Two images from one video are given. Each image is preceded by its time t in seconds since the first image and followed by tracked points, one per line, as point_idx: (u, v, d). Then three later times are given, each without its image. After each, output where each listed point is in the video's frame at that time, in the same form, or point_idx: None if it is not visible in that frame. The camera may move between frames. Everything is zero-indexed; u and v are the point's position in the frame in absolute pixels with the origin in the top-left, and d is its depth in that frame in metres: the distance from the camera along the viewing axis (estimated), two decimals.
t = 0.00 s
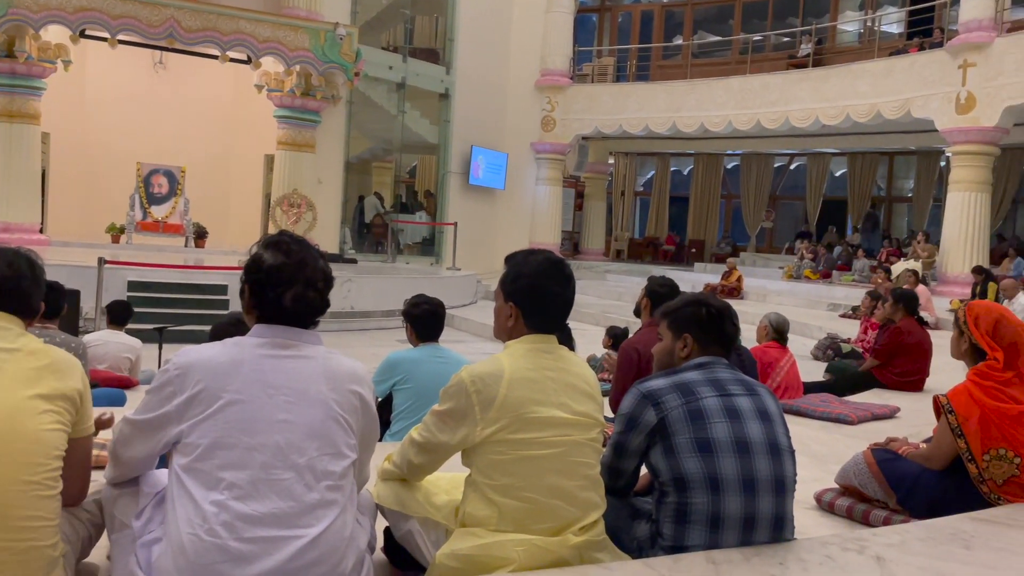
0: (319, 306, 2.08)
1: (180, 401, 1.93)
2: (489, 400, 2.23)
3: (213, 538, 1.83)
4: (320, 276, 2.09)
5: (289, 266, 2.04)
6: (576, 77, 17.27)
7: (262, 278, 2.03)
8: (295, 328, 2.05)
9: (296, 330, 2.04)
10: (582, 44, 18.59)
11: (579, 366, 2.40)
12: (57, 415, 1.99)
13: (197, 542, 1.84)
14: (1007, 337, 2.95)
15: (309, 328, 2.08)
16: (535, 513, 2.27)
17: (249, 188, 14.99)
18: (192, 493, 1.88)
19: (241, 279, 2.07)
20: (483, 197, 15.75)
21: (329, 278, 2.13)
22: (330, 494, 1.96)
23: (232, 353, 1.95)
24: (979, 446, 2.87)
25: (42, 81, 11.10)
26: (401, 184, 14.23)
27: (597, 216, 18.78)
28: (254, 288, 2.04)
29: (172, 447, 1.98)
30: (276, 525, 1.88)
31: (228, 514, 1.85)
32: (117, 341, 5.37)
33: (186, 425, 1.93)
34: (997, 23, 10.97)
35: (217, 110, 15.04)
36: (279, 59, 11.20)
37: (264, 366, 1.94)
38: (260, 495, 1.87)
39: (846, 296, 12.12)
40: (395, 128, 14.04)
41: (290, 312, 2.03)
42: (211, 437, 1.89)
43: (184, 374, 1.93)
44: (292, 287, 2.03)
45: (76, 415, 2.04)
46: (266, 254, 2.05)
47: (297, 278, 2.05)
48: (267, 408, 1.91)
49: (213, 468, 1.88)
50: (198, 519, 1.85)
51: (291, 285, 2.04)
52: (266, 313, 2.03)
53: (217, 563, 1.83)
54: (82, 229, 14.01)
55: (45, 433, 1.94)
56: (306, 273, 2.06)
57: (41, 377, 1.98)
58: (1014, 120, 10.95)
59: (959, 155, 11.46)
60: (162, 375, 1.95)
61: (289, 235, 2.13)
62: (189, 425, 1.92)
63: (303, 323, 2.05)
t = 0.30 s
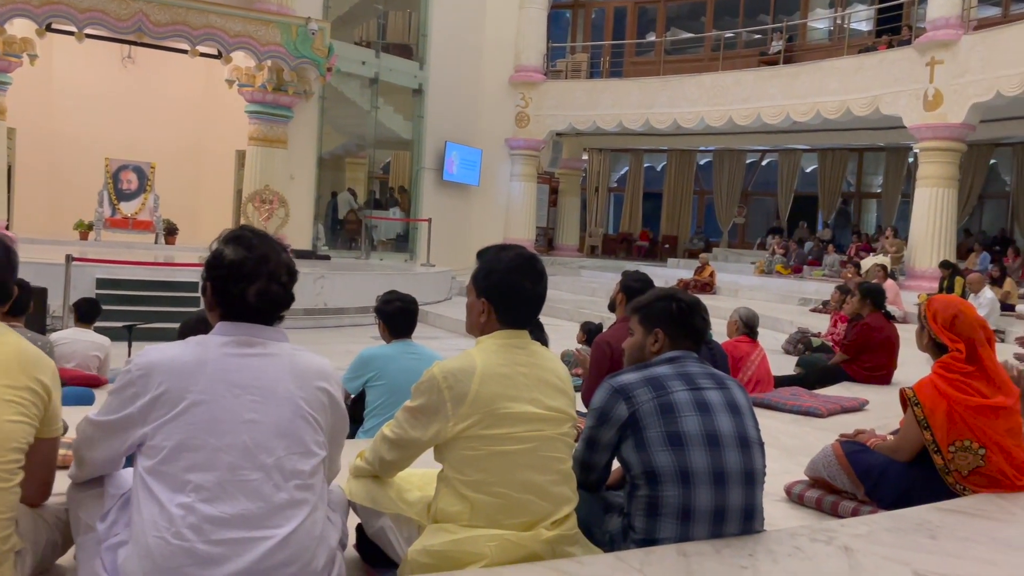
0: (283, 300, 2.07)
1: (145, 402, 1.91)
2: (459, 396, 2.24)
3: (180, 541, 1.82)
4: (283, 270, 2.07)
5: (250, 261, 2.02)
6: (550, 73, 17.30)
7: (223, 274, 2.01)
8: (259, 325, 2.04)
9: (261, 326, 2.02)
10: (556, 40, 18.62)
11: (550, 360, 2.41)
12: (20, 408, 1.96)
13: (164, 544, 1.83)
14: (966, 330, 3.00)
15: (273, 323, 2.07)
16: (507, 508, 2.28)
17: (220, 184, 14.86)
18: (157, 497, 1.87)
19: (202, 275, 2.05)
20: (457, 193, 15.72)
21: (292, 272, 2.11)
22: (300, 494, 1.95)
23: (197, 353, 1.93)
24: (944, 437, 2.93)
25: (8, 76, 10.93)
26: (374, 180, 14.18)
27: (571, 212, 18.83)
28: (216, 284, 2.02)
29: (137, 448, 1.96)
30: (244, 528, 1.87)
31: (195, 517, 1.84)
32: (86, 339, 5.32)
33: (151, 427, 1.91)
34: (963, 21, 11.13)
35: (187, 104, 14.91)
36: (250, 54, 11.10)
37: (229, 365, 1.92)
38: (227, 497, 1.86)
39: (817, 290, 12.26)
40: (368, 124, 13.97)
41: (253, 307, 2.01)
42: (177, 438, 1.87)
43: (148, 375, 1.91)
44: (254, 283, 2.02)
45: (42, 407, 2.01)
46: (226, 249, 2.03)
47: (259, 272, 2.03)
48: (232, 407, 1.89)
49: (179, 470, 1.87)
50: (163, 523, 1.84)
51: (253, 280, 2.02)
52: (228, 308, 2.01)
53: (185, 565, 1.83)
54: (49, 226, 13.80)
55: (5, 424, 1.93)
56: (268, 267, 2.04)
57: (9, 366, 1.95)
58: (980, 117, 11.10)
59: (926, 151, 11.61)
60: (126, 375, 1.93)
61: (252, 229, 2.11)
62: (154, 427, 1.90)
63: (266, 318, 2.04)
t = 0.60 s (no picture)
0: (242, 294, 2.05)
1: (105, 403, 1.88)
2: (431, 392, 2.23)
3: (144, 542, 1.80)
4: (240, 263, 2.05)
5: (206, 255, 2.00)
6: (523, 69, 17.29)
7: (179, 270, 1.99)
8: (219, 321, 2.02)
9: (221, 322, 2.00)
10: (529, 37, 18.61)
11: (521, 356, 2.40)
12: None
13: (128, 546, 1.81)
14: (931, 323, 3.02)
15: (233, 319, 2.05)
16: (478, 504, 2.28)
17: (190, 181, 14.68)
18: (120, 498, 1.85)
19: (159, 272, 2.03)
20: (431, 189, 15.68)
21: (251, 265, 2.09)
22: (267, 491, 1.94)
23: (158, 351, 1.90)
24: (911, 429, 2.98)
25: None
26: (347, 177, 14.10)
27: (545, 209, 18.82)
28: (173, 280, 2.00)
29: (99, 450, 1.93)
30: (210, 526, 1.85)
31: (160, 517, 1.82)
32: (52, 338, 5.23)
33: (112, 428, 1.88)
34: (931, 20, 11.26)
35: (156, 100, 14.72)
36: (220, 49, 10.98)
37: (192, 362, 1.90)
38: (192, 495, 1.84)
39: (788, 286, 12.36)
40: (340, 120, 13.89)
41: (212, 302, 1.99)
42: (139, 439, 1.85)
43: (108, 376, 1.88)
44: (211, 276, 2.00)
45: None
46: (182, 244, 2.01)
47: (215, 266, 2.01)
48: (195, 406, 1.87)
49: (142, 471, 1.85)
50: (127, 524, 1.82)
51: (209, 275, 2.00)
52: (185, 304, 1.99)
53: (151, 566, 1.80)
54: (14, 223, 13.55)
55: None
56: (225, 261, 2.02)
57: None
58: (947, 114, 11.26)
59: (895, 148, 11.73)
60: (86, 376, 1.90)
61: (208, 224, 2.09)
62: (116, 427, 1.87)
63: (226, 313, 2.02)
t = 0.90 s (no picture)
0: (213, 291, 2.03)
1: (73, 402, 1.86)
2: (403, 389, 2.22)
3: (112, 543, 1.79)
4: (210, 260, 2.04)
5: (175, 252, 1.99)
6: (498, 67, 17.29)
7: (148, 266, 1.98)
8: (189, 319, 2.00)
9: (192, 320, 1.99)
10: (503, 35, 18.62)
11: (493, 353, 2.40)
12: None
13: (96, 546, 1.79)
14: (904, 319, 3.05)
15: (204, 316, 2.03)
16: (451, 501, 2.28)
17: (161, 178, 14.52)
18: (88, 498, 1.83)
19: (128, 269, 2.01)
20: (405, 186, 15.63)
21: (221, 261, 2.08)
22: (237, 490, 1.92)
23: (127, 350, 1.88)
24: (878, 423, 3.02)
25: None
26: (320, 174, 14.02)
27: (520, 207, 18.83)
28: (142, 277, 1.98)
29: (66, 449, 1.91)
30: (180, 526, 1.83)
31: (128, 517, 1.80)
32: (20, 337, 5.16)
33: (80, 427, 1.86)
34: (900, 20, 11.41)
35: (126, 96, 14.56)
36: (191, 45, 10.87)
37: (161, 360, 1.88)
38: (162, 495, 1.83)
39: (760, 283, 12.47)
40: (313, 117, 13.81)
41: (182, 299, 1.98)
42: (106, 438, 1.83)
43: (76, 374, 1.86)
44: (181, 272, 1.98)
45: None
46: (151, 241, 1.99)
47: (185, 263, 1.99)
48: (164, 405, 1.85)
49: (110, 470, 1.83)
50: (95, 524, 1.80)
51: (179, 271, 1.98)
52: (155, 300, 1.98)
53: (119, 567, 1.79)
54: None
55: None
56: (195, 257, 2.01)
57: None
58: (916, 113, 11.40)
59: (865, 146, 11.86)
60: (53, 374, 1.88)
61: (177, 221, 2.07)
62: (84, 427, 1.85)
63: (196, 311, 2.00)
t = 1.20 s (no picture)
0: (185, 291, 2.01)
1: (39, 401, 1.84)
2: (381, 387, 2.21)
3: (80, 544, 1.77)
4: (183, 258, 2.02)
5: (147, 251, 1.96)
6: (473, 66, 17.27)
7: (120, 264, 1.95)
8: (160, 318, 1.98)
9: (163, 320, 1.96)
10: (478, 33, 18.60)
11: (469, 350, 2.39)
12: None
13: (64, 548, 1.77)
14: (878, 318, 3.08)
15: (175, 316, 2.01)
16: (424, 499, 2.27)
17: (132, 176, 14.37)
18: (55, 499, 1.81)
19: (98, 267, 1.98)
20: (380, 184, 15.57)
21: (193, 260, 2.06)
22: (208, 491, 1.90)
23: (95, 349, 1.86)
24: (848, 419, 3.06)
25: None
26: (294, 172, 13.94)
27: (495, 206, 18.83)
28: (113, 275, 1.96)
29: (33, 449, 1.88)
30: (150, 526, 1.81)
31: (96, 518, 1.78)
32: None
33: (47, 427, 1.84)
34: (871, 21, 11.53)
35: (95, 92, 14.37)
36: (161, 41, 10.75)
37: (130, 360, 1.86)
38: (131, 495, 1.80)
39: (734, 281, 12.56)
40: (287, 115, 13.71)
41: (153, 298, 1.95)
42: (74, 438, 1.80)
43: (44, 373, 1.83)
44: (153, 272, 1.96)
45: None
46: (123, 239, 1.97)
47: (158, 262, 1.97)
48: (134, 404, 1.83)
49: (78, 471, 1.80)
50: (62, 525, 1.78)
51: (151, 270, 1.96)
52: (126, 298, 1.96)
53: (87, 569, 1.77)
54: None
55: None
56: (167, 257, 1.98)
57: None
58: (886, 113, 11.53)
59: (836, 146, 11.98)
60: (19, 373, 1.85)
61: (149, 218, 2.05)
62: (51, 427, 1.83)
63: (168, 310, 1.98)
